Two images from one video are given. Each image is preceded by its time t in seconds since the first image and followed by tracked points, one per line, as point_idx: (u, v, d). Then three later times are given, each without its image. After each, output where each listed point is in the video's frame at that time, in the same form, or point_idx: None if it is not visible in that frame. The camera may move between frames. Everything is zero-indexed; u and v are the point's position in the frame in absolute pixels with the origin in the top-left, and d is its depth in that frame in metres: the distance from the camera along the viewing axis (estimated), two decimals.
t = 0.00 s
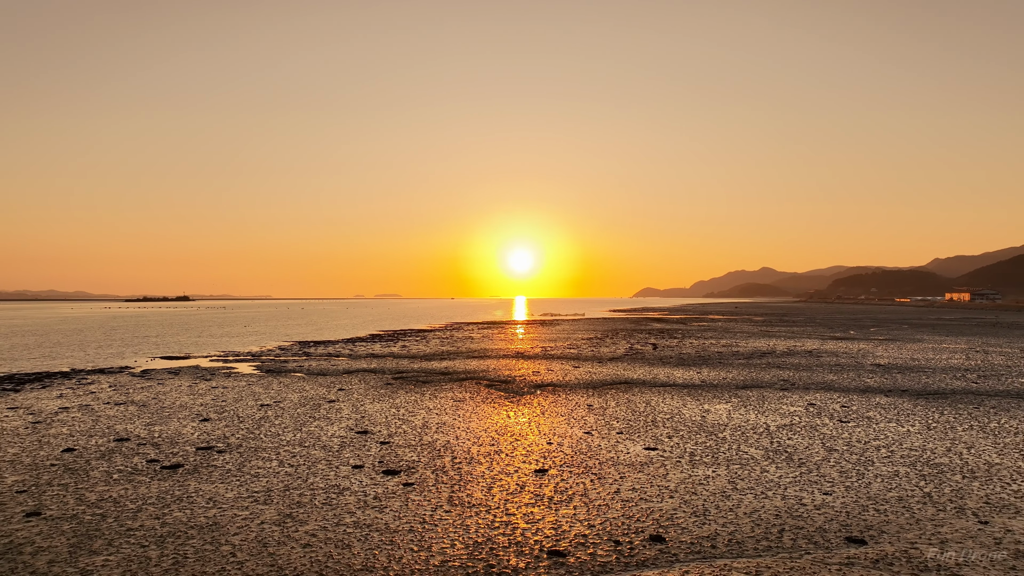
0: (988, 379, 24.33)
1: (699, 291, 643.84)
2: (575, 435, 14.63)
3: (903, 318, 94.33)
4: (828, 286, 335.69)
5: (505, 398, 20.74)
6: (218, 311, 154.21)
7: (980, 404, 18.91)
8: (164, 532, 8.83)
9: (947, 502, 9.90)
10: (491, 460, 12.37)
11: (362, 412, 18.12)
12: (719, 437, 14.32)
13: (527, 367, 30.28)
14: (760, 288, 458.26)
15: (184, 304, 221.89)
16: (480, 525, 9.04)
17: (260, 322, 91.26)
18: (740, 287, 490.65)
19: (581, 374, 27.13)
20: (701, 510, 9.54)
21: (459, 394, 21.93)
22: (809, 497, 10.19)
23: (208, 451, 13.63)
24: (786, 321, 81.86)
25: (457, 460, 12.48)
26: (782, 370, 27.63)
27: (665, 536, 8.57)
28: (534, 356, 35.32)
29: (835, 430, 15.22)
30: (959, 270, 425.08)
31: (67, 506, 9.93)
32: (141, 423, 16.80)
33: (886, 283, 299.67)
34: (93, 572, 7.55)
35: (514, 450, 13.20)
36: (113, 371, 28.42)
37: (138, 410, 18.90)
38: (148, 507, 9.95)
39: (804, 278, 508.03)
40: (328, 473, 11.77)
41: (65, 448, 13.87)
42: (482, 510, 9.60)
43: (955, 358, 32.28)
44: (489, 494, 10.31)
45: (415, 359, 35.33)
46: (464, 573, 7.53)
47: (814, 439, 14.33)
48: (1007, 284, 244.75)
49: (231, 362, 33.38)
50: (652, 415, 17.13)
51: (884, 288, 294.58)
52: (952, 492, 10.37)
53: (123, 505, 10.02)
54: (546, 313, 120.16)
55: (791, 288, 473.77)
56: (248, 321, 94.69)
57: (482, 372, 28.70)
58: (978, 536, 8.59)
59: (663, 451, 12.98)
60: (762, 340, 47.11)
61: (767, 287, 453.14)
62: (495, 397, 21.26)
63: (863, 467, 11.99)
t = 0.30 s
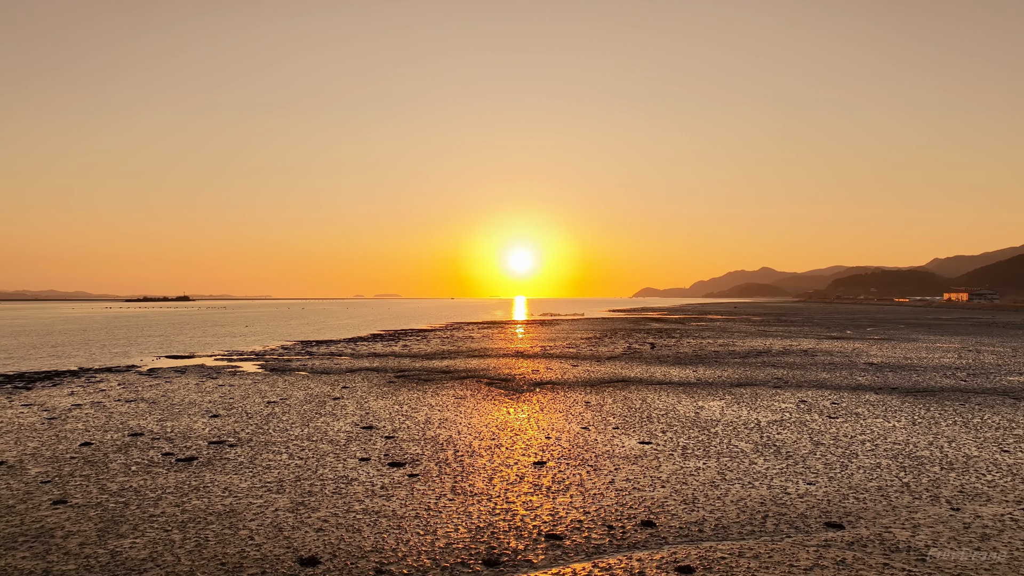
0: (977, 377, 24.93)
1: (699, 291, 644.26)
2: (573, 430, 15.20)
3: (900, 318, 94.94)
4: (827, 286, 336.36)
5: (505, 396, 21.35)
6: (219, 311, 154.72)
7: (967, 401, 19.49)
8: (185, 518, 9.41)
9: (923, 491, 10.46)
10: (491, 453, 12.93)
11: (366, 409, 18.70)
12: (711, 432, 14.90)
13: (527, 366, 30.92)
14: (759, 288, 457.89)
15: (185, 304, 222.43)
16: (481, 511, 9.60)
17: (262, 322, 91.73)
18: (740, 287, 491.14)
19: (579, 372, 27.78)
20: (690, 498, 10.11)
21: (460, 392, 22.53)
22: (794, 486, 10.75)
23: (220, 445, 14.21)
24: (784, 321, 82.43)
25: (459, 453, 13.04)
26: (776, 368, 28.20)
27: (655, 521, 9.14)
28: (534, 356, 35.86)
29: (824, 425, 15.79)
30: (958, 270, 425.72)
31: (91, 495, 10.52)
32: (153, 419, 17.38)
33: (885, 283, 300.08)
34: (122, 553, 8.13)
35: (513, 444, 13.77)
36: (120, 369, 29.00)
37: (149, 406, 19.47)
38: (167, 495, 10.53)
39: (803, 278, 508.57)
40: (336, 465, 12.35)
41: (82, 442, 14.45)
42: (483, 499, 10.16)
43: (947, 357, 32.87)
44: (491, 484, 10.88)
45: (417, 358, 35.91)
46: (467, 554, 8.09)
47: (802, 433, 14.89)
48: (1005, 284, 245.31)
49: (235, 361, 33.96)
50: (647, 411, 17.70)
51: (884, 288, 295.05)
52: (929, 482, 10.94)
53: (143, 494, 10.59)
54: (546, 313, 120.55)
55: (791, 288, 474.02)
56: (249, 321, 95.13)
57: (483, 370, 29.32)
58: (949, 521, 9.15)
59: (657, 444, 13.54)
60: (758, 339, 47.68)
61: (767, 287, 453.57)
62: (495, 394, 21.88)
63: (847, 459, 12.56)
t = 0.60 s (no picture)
0: (966, 375, 25.53)
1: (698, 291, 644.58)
2: (571, 425, 15.75)
3: (898, 318, 95.48)
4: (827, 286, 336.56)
5: (505, 393, 21.96)
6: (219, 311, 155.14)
7: (953, 398, 20.08)
8: (203, 506, 9.98)
9: (902, 481, 11.03)
10: (492, 447, 13.50)
11: (370, 405, 19.28)
12: (704, 426, 15.47)
13: (527, 364, 31.54)
14: (759, 288, 458.47)
15: (185, 304, 222.90)
16: (483, 500, 10.17)
17: (262, 322, 92.08)
18: (739, 288, 491.54)
19: (578, 371, 28.39)
20: (681, 487, 10.67)
21: (462, 390, 23.13)
22: (779, 477, 11.32)
23: (231, 439, 14.78)
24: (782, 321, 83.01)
25: (462, 447, 13.61)
26: (771, 367, 28.76)
27: (647, 508, 9.71)
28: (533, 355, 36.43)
29: (813, 421, 16.35)
30: (957, 270, 426.44)
31: (112, 485, 11.09)
32: (164, 415, 17.95)
33: (884, 284, 300.68)
34: (147, 536, 8.70)
35: (514, 438, 14.34)
36: (127, 368, 29.56)
37: (159, 403, 20.05)
38: (185, 485, 11.11)
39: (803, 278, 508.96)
40: (344, 457, 12.91)
41: (98, 437, 15.02)
42: (485, 488, 10.73)
43: (939, 356, 33.48)
44: (492, 475, 11.45)
45: (419, 357, 36.51)
46: (470, 537, 8.65)
47: (791, 428, 15.48)
48: (1004, 284, 245.94)
49: (239, 360, 34.53)
50: (643, 408, 18.26)
51: (883, 288, 295.59)
52: (909, 473, 11.50)
53: (162, 484, 11.18)
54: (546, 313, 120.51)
55: (790, 288, 474.41)
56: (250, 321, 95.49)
57: (484, 369, 29.92)
58: (923, 508, 9.71)
59: (651, 438, 14.11)
60: (755, 338, 48.26)
61: (766, 287, 454.01)
62: (496, 391, 22.48)
63: (832, 452, 13.13)
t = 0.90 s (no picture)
0: (956, 374, 26.11)
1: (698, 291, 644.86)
2: (569, 421, 16.32)
3: (896, 317, 96.08)
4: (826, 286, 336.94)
5: (505, 390, 22.56)
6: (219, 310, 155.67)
7: (941, 395, 20.67)
8: (220, 495, 10.55)
9: (883, 472, 11.59)
10: (493, 441, 14.07)
11: (375, 402, 19.86)
12: (697, 422, 16.04)
13: (526, 363, 32.15)
14: (758, 288, 458.93)
15: (186, 304, 223.47)
16: (485, 489, 10.72)
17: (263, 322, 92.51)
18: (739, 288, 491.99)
19: (576, 369, 28.99)
20: (672, 478, 11.24)
21: (463, 387, 23.72)
22: (766, 468, 11.88)
23: (241, 434, 15.36)
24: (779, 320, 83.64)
25: (463, 441, 14.18)
26: (766, 366, 29.32)
27: (640, 496, 10.27)
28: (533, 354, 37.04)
29: (804, 416, 16.91)
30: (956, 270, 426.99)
31: (132, 476, 11.68)
32: (175, 412, 18.53)
33: (883, 284, 301.27)
34: (170, 522, 9.28)
35: (513, 432, 14.91)
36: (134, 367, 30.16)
37: (169, 400, 20.63)
38: (201, 476, 11.69)
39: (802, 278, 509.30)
40: (351, 451, 13.48)
41: (114, 432, 15.61)
42: (487, 478, 11.29)
43: (931, 355, 34.06)
44: (493, 466, 12.03)
45: (420, 356, 37.12)
46: (472, 523, 9.21)
47: (781, 423, 16.05)
48: (1003, 284, 246.56)
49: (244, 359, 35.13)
50: (639, 404, 18.82)
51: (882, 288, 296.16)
52: (890, 464, 12.06)
53: (179, 475, 11.77)
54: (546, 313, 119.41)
55: (790, 288, 474.81)
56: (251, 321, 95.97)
57: (484, 367, 30.52)
58: (900, 496, 10.26)
59: (646, 433, 14.68)
60: (751, 338, 48.90)
61: (766, 287, 454.48)
62: (496, 389, 23.09)
63: (819, 445, 13.69)
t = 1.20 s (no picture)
0: (946, 372, 26.69)
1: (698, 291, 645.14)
2: (567, 417, 16.88)
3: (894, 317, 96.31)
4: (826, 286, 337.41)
5: (505, 388, 23.14)
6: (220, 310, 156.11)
7: (930, 392, 21.23)
8: (235, 485, 11.12)
9: (866, 464, 12.14)
10: (493, 435, 14.63)
11: (378, 399, 20.42)
12: (691, 417, 16.59)
13: (526, 362, 32.71)
14: (758, 288, 459.36)
15: (186, 304, 224.01)
16: (486, 480, 11.28)
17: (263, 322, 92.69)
18: (739, 288, 492.29)
19: (575, 368, 29.58)
20: (665, 469, 11.79)
21: (464, 385, 24.31)
22: (755, 460, 12.43)
23: (251, 429, 15.93)
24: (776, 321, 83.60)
25: (465, 435, 14.72)
26: (761, 364, 29.86)
27: (633, 486, 10.84)
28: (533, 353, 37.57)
29: (794, 412, 17.46)
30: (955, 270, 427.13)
31: (149, 467, 12.25)
32: (184, 408, 19.09)
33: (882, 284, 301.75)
34: (189, 509, 9.85)
35: (513, 427, 15.47)
36: (140, 366, 30.63)
37: (178, 397, 21.19)
38: (215, 468, 12.25)
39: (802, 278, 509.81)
40: (358, 444, 14.06)
41: (127, 427, 16.17)
42: (487, 470, 11.84)
43: (924, 354, 34.62)
44: (493, 458, 12.59)
45: (421, 355, 37.69)
46: (474, 510, 9.76)
47: (772, 418, 16.61)
48: (1002, 284, 247.08)
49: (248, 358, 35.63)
50: (635, 401, 19.37)
51: (881, 288, 296.51)
52: (872, 457, 12.62)
53: (194, 467, 12.33)
54: (546, 313, 118.81)
55: (790, 288, 475.10)
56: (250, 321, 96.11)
57: (484, 366, 31.09)
58: (880, 486, 10.80)
59: (641, 428, 15.23)
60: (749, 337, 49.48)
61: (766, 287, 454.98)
62: (496, 387, 23.65)
63: (807, 439, 14.25)
